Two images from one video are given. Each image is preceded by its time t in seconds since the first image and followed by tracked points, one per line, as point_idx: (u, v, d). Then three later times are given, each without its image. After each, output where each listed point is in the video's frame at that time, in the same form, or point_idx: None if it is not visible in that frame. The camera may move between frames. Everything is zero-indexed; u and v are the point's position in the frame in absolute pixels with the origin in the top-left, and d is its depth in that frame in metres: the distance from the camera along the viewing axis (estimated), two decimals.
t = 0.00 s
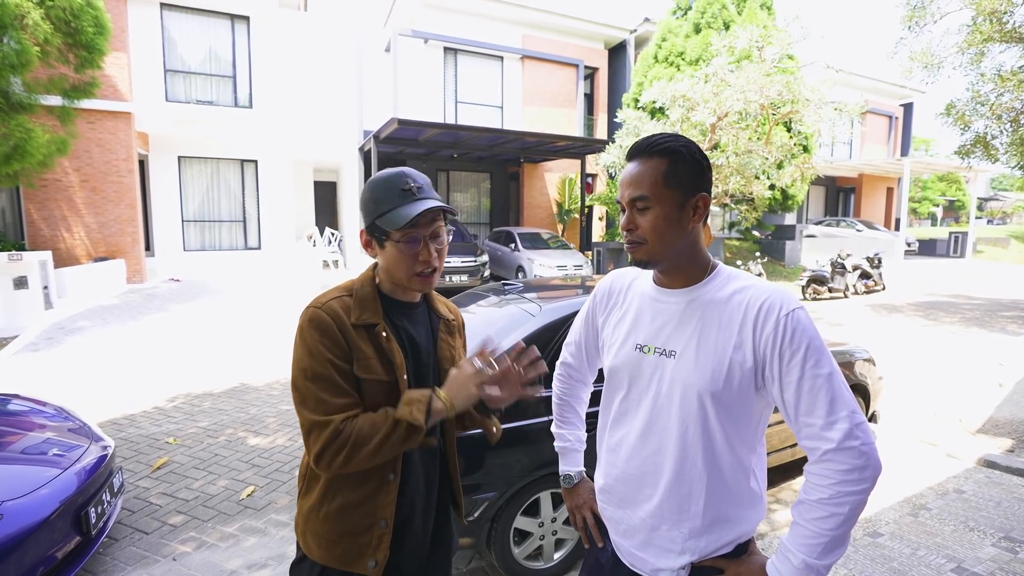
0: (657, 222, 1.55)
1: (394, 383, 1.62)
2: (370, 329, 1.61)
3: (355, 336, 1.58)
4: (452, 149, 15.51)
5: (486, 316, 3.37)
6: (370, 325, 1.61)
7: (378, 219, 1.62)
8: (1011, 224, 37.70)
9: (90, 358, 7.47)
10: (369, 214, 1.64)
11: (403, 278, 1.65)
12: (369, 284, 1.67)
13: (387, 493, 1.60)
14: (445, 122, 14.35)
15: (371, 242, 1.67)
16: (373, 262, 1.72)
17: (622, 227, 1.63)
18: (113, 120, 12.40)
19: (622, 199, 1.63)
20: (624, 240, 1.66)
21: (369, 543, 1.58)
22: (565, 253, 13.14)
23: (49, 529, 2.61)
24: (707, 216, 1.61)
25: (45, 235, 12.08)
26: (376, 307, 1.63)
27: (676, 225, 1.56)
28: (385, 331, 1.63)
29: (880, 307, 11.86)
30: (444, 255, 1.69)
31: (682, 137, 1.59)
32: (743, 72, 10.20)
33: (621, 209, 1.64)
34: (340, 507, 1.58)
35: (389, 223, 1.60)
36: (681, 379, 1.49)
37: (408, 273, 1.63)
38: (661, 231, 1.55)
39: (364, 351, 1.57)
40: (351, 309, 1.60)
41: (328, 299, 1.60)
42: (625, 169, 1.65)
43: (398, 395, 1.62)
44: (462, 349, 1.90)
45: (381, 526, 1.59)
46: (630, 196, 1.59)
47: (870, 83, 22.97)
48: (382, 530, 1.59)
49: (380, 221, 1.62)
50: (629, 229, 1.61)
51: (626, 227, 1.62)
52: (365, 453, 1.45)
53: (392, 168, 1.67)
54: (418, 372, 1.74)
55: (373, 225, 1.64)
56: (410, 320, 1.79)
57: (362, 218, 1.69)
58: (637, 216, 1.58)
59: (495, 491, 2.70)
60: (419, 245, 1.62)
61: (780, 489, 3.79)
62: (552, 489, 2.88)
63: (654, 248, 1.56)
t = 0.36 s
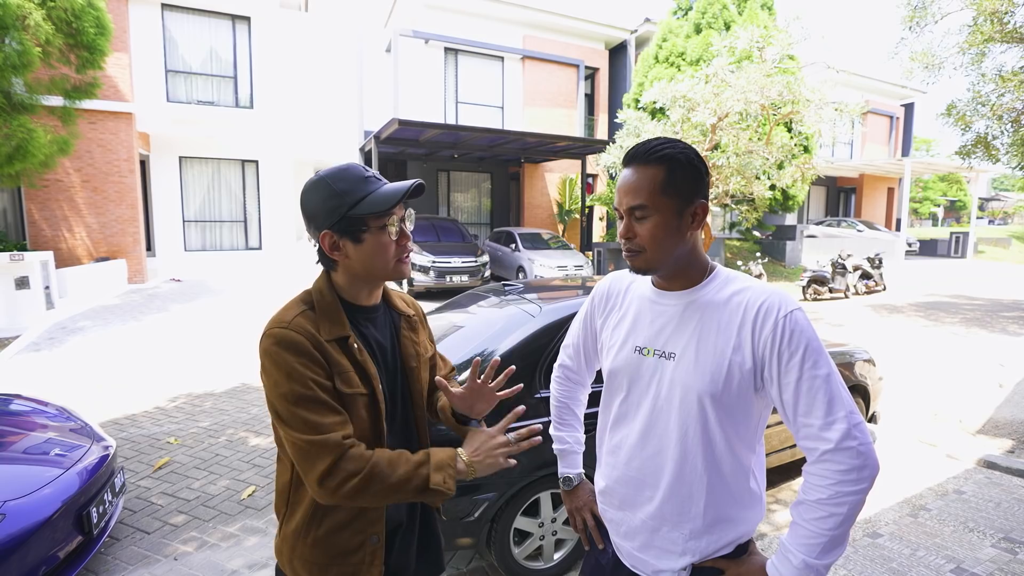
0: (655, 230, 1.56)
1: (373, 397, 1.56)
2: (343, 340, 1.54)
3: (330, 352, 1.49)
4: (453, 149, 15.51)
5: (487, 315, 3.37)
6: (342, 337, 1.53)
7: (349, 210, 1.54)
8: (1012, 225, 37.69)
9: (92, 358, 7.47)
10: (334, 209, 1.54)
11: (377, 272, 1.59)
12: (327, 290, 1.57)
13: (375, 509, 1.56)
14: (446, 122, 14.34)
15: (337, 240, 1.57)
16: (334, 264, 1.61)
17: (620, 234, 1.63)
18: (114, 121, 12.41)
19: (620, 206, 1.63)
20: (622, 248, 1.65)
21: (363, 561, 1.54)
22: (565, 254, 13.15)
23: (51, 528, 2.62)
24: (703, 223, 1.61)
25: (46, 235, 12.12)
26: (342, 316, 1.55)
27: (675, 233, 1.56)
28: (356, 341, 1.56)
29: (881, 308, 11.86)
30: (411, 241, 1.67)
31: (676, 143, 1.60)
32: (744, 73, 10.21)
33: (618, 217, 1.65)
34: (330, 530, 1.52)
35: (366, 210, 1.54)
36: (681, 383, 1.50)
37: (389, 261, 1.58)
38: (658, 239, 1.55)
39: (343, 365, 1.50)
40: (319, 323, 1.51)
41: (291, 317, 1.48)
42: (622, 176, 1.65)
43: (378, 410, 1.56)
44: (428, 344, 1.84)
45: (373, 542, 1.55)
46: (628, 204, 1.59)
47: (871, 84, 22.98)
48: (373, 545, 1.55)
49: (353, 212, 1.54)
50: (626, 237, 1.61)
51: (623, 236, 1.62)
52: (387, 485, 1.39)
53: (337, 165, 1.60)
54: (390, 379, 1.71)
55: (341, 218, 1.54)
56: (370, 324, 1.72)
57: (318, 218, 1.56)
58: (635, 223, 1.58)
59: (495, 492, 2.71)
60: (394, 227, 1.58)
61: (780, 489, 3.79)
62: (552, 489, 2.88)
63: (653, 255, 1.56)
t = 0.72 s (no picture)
0: (648, 239, 1.58)
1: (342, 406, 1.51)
2: (313, 346, 1.49)
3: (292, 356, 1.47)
4: (453, 150, 15.53)
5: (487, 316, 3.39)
6: (312, 342, 1.48)
7: (350, 223, 1.50)
8: (1012, 225, 37.71)
9: (94, 358, 7.50)
10: (334, 221, 1.50)
11: (373, 285, 1.56)
12: (308, 296, 1.53)
13: (347, 520, 1.52)
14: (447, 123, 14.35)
15: (334, 252, 1.52)
16: (326, 277, 1.56)
17: (616, 239, 1.66)
18: (116, 121, 12.44)
19: (618, 210, 1.65)
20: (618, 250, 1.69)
21: (336, 568, 1.53)
22: (566, 254, 13.16)
23: (54, 528, 2.63)
24: (700, 230, 1.62)
25: (48, 235, 12.12)
26: (317, 321, 1.50)
27: (672, 241, 1.58)
28: (330, 348, 1.50)
29: (881, 308, 11.87)
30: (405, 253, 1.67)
31: (679, 151, 1.59)
32: (744, 73, 10.23)
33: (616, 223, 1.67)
34: (297, 540, 1.51)
35: (369, 223, 1.52)
36: (679, 384, 1.51)
37: (386, 278, 1.57)
38: (654, 248, 1.58)
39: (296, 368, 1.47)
40: (287, 325, 1.49)
41: (253, 317, 1.47)
42: (623, 179, 1.66)
43: (344, 419, 1.51)
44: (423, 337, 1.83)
45: (347, 553, 1.53)
46: (624, 209, 1.63)
47: (871, 84, 22.99)
48: (348, 555, 1.53)
49: (355, 224, 1.51)
50: (621, 242, 1.64)
51: (619, 239, 1.65)
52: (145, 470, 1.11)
53: (332, 171, 1.55)
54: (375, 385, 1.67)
55: (340, 230, 1.51)
56: (362, 326, 1.69)
57: (314, 228, 1.51)
58: (630, 228, 1.61)
59: (496, 492, 2.72)
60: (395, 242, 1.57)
61: (779, 489, 3.81)
62: (552, 489, 2.90)
63: (645, 261, 1.59)
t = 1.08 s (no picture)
0: (648, 237, 1.58)
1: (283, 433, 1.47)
2: (278, 359, 1.46)
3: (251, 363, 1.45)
4: (453, 150, 15.53)
5: (487, 316, 3.39)
6: (280, 356, 1.46)
7: (337, 230, 1.50)
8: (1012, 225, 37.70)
9: (94, 358, 7.50)
10: (321, 228, 1.49)
11: (360, 293, 1.56)
12: (291, 303, 1.52)
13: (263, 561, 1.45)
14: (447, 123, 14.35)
15: (319, 260, 1.52)
16: (311, 285, 1.56)
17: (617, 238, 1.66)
18: (116, 121, 12.45)
19: (619, 208, 1.65)
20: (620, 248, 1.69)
21: None
22: (566, 254, 13.16)
23: (54, 527, 2.64)
24: (700, 232, 1.62)
25: (48, 236, 12.12)
26: (291, 336, 1.48)
27: (673, 240, 1.58)
28: (295, 366, 1.48)
29: (881, 308, 11.86)
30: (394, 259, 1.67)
31: (684, 150, 1.60)
32: (744, 73, 10.24)
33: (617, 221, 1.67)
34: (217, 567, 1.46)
35: (358, 231, 1.52)
36: (679, 384, 1.51)
37: (374, 287, 1.57)
38: (654, 246, 1.58)
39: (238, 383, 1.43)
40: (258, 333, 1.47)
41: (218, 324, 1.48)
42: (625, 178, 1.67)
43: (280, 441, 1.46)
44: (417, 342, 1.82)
45: None
46: (626, 208, 1.62)
47: (872, 84, 22.99)
48: None
49: (341, 232, 1.51)
50: (622, 240, 1.64)
51: (621, 238, 1.64)
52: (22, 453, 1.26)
53: (321, 174, 1.53)
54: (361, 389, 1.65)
55: (326, 238, 1.50)
56: (353, 331, 1.68)
57: (300, 235, 1.51)
58: (631, 226, 1.61)
59: (495, 491, 2.72)
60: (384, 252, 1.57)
61: (780, 489, 3.80)
62: (552, 488, 2.90)
63: (646, 261, 1.59)
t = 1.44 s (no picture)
0: (659, 241, 1.56)
1: (272, 431, 1.49)
2: (260, 365, 1.47)
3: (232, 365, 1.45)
4: (452, 151, 15.54)
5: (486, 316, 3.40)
6: (262, 361, 1.47)
7: (304, 231, 1.51)
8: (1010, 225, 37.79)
9: (93, 359, 7.49)
10: (287, 230, 1.51)
11: (333, 293, 1.57)
12: (272, 307, 1.53)
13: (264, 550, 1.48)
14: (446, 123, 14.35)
15: (290, 262, 1.54)
16: (285, 286, 1.58)
17: (623, 248, 1.62)
18: (115, 122, 12.45)
19: (619, 218, 1.62)
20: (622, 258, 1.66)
21: None
22: (565, 254, 13.17)
23: (52, 529, 2.64)
24: (700, 226, 1.62)
25: (48, 237, 12.10)
26: (273, 339, 1.49)
27: (679, 240, 1.58)
28: (278, 368, 1.48)
29: (879, 308, 11.89)
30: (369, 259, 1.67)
31: (674, 149, 1.60)
32: (743, 74, 10.26)
33: (619, 230, 1.63)
34: (213, 560, 1.48)
35: (324, 231, 1.52)
36: (676, 386, 1.52)
37: (347, 287, 1.57)
38: (664, 249, 1.56)
39: (226, 383, 1.44)
40: (242, 336, 1.48)
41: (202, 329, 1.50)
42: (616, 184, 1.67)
43: (270, 438, 1.49)
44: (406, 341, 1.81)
45: None
46: (629, 216, 1.59)
47: (871, 84, 23.04)
48: None
49: (308, 233, 1.52)
50: (629, 249, 1.60)
51: (624, 248, 1.62)
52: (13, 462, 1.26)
53: (288, 176, 1.54)
54: (345, 388, 1.66)
55: (294, 239, 1.52)
56: (337, 331, 1.68)
57: (269, 237, 1.52)
58: (637, 234, 1.58)
59: (493, 492, 2.73)
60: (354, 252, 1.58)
61: (778, 489, 3.81)
62: (550, 489, 2.90)
63: (657, 266, 1.57)
